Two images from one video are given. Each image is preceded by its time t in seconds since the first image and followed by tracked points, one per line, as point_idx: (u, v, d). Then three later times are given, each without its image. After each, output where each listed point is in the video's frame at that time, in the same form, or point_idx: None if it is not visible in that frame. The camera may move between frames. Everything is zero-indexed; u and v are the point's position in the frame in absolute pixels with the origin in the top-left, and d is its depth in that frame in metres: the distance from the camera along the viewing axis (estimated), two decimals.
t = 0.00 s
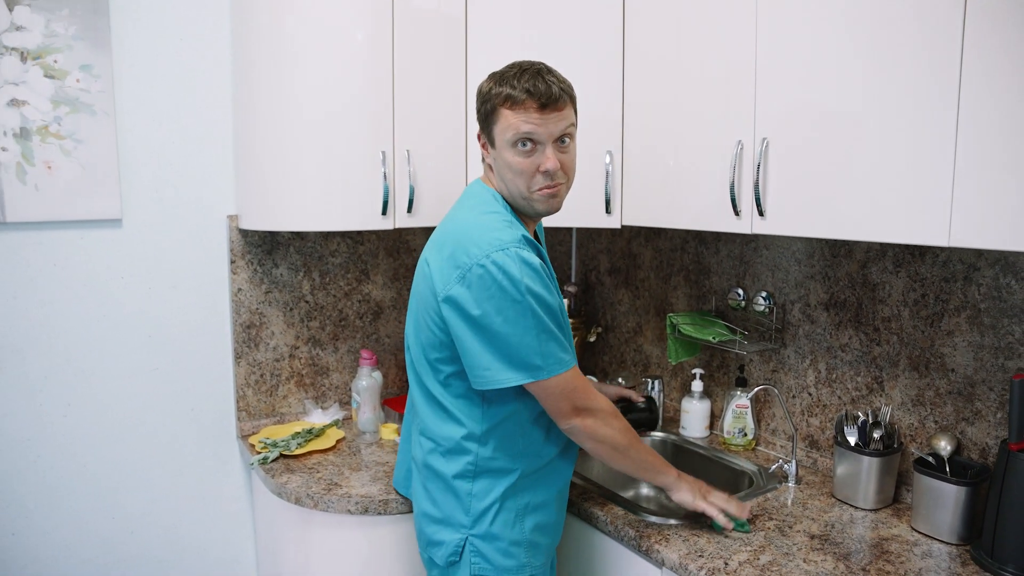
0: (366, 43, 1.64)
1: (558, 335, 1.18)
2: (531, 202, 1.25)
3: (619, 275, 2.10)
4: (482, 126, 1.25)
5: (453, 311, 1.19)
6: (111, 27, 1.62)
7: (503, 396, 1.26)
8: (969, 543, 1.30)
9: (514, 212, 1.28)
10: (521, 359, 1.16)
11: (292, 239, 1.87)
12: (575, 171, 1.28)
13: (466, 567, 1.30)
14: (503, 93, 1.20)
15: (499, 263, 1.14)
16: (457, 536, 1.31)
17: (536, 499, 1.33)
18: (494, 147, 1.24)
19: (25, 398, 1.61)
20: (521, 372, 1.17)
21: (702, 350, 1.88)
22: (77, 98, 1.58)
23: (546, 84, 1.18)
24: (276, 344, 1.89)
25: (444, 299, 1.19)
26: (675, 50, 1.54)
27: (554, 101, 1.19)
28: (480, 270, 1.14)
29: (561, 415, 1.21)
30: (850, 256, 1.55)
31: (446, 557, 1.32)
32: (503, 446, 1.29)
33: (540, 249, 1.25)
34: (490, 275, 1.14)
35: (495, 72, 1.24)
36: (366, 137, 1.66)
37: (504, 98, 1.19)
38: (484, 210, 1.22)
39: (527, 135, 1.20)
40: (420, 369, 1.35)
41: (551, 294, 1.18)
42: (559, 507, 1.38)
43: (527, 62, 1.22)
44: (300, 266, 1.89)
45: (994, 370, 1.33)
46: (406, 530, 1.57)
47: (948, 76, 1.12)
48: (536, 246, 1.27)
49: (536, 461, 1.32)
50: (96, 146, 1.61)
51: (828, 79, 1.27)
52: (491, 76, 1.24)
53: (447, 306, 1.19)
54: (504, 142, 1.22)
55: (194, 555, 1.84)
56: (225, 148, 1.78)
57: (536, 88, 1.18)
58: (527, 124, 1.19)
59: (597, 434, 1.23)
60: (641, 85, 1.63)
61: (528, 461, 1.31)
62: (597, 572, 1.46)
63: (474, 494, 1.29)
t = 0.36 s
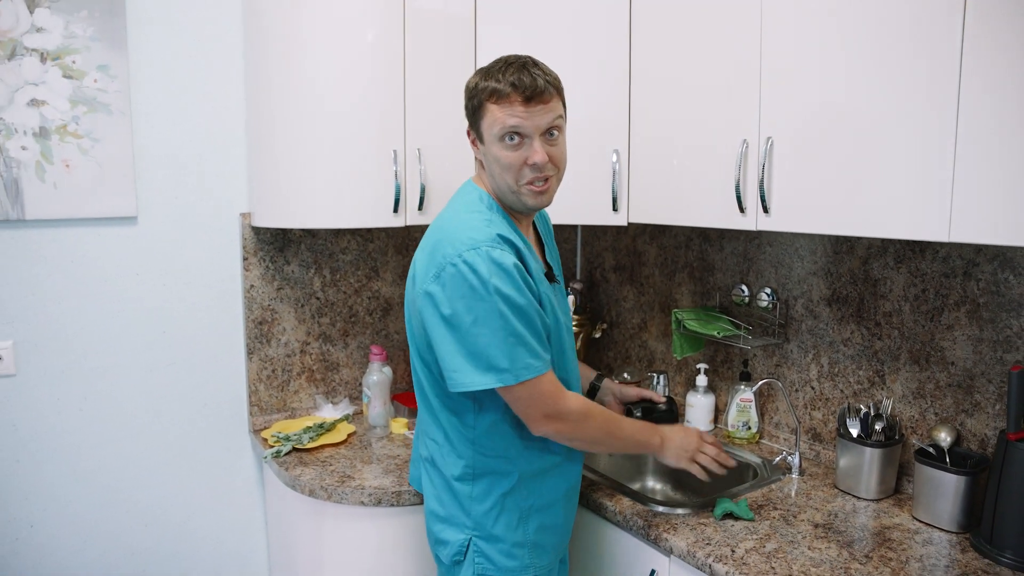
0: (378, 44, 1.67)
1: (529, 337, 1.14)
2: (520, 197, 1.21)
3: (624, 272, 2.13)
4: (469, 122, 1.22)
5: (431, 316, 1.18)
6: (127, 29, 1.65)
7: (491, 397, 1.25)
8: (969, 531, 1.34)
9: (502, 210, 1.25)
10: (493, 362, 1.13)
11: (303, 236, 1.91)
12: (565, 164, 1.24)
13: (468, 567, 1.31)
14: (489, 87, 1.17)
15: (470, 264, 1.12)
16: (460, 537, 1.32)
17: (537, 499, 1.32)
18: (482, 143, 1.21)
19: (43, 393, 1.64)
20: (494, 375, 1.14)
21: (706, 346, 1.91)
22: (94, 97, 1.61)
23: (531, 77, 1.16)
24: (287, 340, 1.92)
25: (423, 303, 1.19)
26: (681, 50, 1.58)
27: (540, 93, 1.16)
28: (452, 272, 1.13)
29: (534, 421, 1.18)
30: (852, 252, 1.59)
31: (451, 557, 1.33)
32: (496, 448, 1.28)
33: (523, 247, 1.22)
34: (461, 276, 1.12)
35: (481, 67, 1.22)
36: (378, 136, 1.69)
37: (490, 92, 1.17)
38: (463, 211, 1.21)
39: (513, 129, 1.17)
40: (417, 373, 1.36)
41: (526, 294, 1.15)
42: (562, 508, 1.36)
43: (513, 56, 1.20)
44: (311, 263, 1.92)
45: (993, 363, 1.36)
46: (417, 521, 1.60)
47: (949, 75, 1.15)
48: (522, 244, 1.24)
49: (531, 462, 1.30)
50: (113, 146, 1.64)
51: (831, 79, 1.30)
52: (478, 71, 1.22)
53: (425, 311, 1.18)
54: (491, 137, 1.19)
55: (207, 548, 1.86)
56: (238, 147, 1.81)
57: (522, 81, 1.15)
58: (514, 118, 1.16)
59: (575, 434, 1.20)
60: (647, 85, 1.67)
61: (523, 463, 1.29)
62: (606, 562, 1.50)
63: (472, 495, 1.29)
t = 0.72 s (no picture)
0: (384, 47, 1.69)
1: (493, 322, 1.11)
2: (491, 188, 1.21)
3: (625, 271, 2.16)
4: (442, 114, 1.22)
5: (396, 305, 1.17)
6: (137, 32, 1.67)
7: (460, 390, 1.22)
8: (966, 525, 1.37)
9: (475, 202, 1.25)
10: (455, 348, 1.11)
11: (309, 236, 1.93)
12: (538, 156, 1.24)
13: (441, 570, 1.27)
14: (461, 78, 1.17)
15: (432, 248, 1.12)
16: (433, 538, 1.28)
17: (515, 501, 1.26)
18: (455, 134, 1.21)
19: (54, 391, 1.66)
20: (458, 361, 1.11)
21: (707, 344, 1.94)
22: (104, 100, 1.63)
23: (504, 67, 1.16)
24: (294, 339, 1.94)
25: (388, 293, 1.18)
26: (683, 53, 1.61)
27: (512, 83, 1.17)
28: (415, 257, 1.13)
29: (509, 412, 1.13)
30: (851, 252, 1.62)
31: (425, 560, 1.29)
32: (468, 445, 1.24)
33: (492, 237, 1.20)
34: (423, 261, 1.12)
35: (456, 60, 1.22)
36: (384, 137, 1.72)
37: (462, 82, 1.17)
38: (431, 202, 1.21)
39: (485, 118, 1.17)
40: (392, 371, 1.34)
41: (490, 279, 1.12)
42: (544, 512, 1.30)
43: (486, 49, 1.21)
44: (318, 262, 1.95)
45: (989, 359, 1.39)
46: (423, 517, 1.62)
47: (945, 77, 1.18)
48: (494, 235, 1.22)
49: (506, 461, 1.25)
50: (123, 147, 1.67)
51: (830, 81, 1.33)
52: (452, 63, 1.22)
53: (390, 301, 1.17)
54: (462, 127, 1.19)
55: (215, 544, 1.88)
56: (246, 148, 1.84)
57: (493, 71, 1.16)
58: (485, 108, 1.16)
59: (550, 422, 1.17)
60: (649, 88, 1.69)
61: (497, 461, 1.24)
62: (609, 556, 1.52)
63: (444, 495, 1.25)
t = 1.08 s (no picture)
0: (389, 49, 1.70)
1: (471, 321, 1.10)
2: (469, 189, 1.18)
3: (628, 271, 2.17)
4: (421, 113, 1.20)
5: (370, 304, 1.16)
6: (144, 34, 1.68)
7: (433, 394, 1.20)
8: (966, 522, 1.38)
9: (452, 203, 1.24)
10: (433, 348, 1.11)
11: (314, 237, 1.94)
12: (519, 158, 1.21)
13: None
14: (440, 76, 1.15)
15: (405, 247, 1.11)
16: (400, 545, 1.26)
17: (488, 508, 1.24)
18: (433, 134, 1.19)
19: (61, 391, 1.67)
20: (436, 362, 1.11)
21: (709, 344, 1.96)
22: (112, 101, 1.64)
23: (484, 66, 1.14)
24: (299, 339, 1.95)
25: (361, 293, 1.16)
26: (686, 56, 1.62)
27: (492, 83, 1.14)
28: (388, 256, 1.12)
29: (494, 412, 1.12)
30: (852, 252, 1.63)
31: (393, 566, 1.27)
32: (441, 450, 1.22)
33: (469, 237, 1.19)
34: (397, 259, 1.11)
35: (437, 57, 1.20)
36: (389, 139, 1.73)
37: (441, 81, 1.15)
38: (406, 202, 1.20)
39: (463, 118, 1.14)
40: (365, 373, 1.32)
41: (466, 279, 1.11)
42: (518, 522, 1.27)
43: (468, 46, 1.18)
44: (323, 263, 1.96)
45: (989, 359, 1.41)
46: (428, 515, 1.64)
47: (947, 79, 1.19)
48: (471, 236, 1.22)
49: (479, 468, 1.23)
50: (129, 149, 1.68)
51: (836, 81, 1.34)
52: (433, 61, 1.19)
53: (363, 300, 1.16)
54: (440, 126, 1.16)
55: (221, 543, 1.89)
56: (252, 150, 1.85)
57: (474, 70, 1.13)
58: (464, 108, 1.14)
59: (538, 418, 1.16)
60: (652, 89, 1.71)
61: (469, 467, 1.22)
62: (613, 554, 1.53)
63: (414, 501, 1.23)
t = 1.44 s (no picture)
0: (395, 52, 1.71)
1: (470, 331, 1.11)
2: (524, 202, 1.22)
3: (631, 273, 2.19)
4: (493, 112, 1.15)
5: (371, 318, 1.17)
6: (152, 38, 1.69)
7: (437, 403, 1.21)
8: (970, 522, 1.40)
9: (455, 210, 1.24)
10: (433, 359, 1.12)
11: (320, 239, 1.95)
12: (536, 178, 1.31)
13: None
14: (538, 93, 1.16)
15: (401, 260, 1.12)
16: (410, 551, 1.27)
17: (496, 514, 1.25)
18: (506, 142, 1.17)
19: (70, 392, 1.68)
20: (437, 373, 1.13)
21: (713, 345, 1.97)
22: (119, 104, 1.65)
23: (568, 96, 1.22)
24: (305, 340, 1.96)
25: (363, 306, 1.18)
26: (690, 59, 1.63)
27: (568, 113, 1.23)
28: (386, 270, 1.13)
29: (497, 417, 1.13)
30: (856, 254, 1.64)
31: (404, 572, 1.29)
32: (446, 458, 1.23)
33: (467, 246, 1.20)
34: (394, 273, 1.12)
35: (506, 64, 1.17)
36: (395, 142, 1.74)
37: (540, 98, 1.16)
38: (403, 212, 1.21)
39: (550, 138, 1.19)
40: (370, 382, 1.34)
41: (464, 290, 1.12)
42: (526, 527, 1.28)
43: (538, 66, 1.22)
44: (329, 265, 1.97)
45: (992, 360, 1.42)
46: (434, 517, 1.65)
47: (951, 83, 1.21)
48: (471, 244, 1.22)
49: (486, 475, 1.24)
50: (137, 151, 1.68)
51: (841, 85, 1.35)
52: (506, 67, 1.17)
53: (364, 314, 1.18)
54: (522, 135, 1.16)
55: (227, 544, 1.90)
56: (258, 153, 1.86)
57: (567, 98, 1.20)
58: (555, 130, 1.19)
59: (540, 428, 1.16)
60: (657, 92, 1.72)
61: (475, 474, 1.23)
62: (620, 554, 1.55)
63: (423, 508, 1.25)
